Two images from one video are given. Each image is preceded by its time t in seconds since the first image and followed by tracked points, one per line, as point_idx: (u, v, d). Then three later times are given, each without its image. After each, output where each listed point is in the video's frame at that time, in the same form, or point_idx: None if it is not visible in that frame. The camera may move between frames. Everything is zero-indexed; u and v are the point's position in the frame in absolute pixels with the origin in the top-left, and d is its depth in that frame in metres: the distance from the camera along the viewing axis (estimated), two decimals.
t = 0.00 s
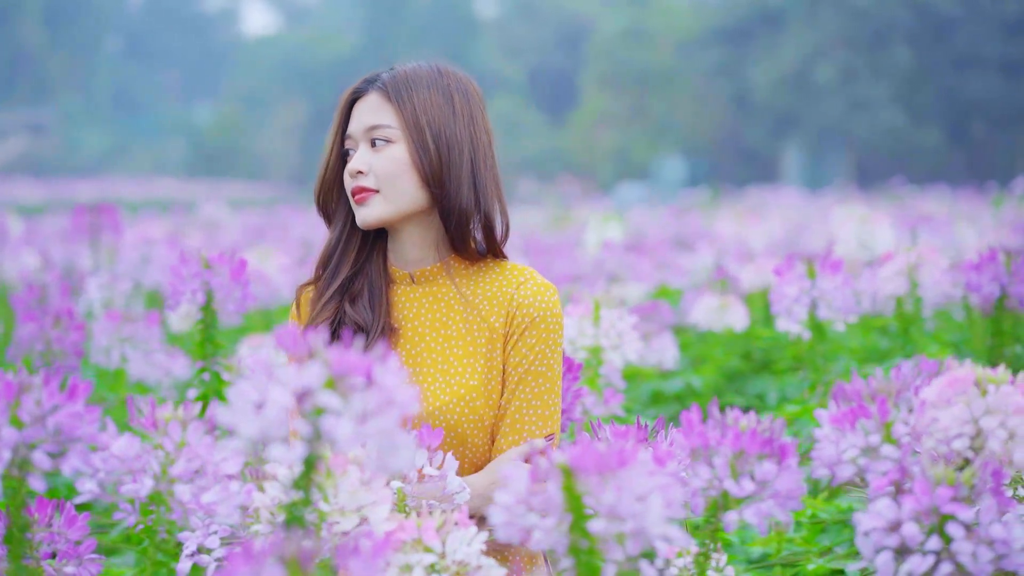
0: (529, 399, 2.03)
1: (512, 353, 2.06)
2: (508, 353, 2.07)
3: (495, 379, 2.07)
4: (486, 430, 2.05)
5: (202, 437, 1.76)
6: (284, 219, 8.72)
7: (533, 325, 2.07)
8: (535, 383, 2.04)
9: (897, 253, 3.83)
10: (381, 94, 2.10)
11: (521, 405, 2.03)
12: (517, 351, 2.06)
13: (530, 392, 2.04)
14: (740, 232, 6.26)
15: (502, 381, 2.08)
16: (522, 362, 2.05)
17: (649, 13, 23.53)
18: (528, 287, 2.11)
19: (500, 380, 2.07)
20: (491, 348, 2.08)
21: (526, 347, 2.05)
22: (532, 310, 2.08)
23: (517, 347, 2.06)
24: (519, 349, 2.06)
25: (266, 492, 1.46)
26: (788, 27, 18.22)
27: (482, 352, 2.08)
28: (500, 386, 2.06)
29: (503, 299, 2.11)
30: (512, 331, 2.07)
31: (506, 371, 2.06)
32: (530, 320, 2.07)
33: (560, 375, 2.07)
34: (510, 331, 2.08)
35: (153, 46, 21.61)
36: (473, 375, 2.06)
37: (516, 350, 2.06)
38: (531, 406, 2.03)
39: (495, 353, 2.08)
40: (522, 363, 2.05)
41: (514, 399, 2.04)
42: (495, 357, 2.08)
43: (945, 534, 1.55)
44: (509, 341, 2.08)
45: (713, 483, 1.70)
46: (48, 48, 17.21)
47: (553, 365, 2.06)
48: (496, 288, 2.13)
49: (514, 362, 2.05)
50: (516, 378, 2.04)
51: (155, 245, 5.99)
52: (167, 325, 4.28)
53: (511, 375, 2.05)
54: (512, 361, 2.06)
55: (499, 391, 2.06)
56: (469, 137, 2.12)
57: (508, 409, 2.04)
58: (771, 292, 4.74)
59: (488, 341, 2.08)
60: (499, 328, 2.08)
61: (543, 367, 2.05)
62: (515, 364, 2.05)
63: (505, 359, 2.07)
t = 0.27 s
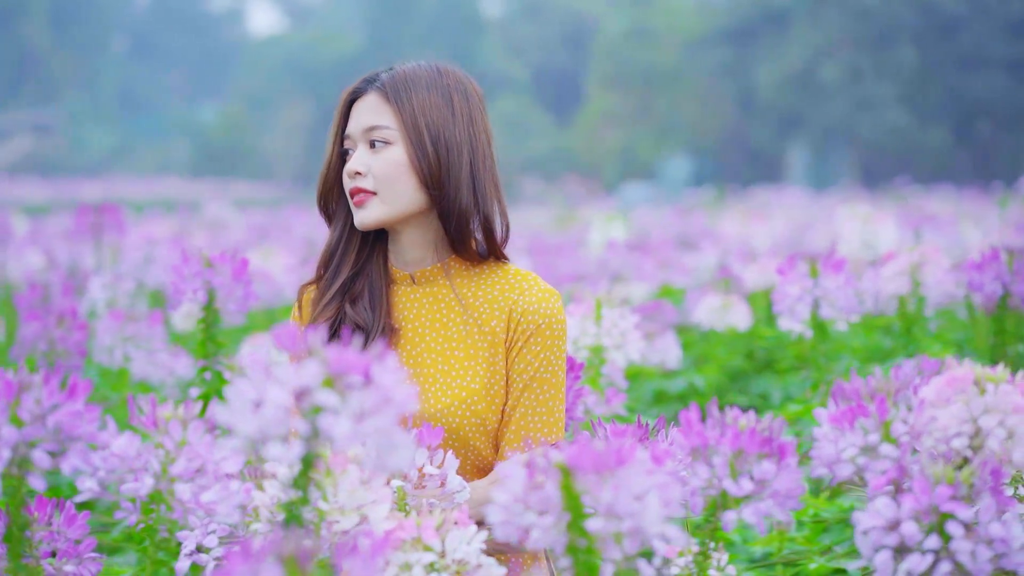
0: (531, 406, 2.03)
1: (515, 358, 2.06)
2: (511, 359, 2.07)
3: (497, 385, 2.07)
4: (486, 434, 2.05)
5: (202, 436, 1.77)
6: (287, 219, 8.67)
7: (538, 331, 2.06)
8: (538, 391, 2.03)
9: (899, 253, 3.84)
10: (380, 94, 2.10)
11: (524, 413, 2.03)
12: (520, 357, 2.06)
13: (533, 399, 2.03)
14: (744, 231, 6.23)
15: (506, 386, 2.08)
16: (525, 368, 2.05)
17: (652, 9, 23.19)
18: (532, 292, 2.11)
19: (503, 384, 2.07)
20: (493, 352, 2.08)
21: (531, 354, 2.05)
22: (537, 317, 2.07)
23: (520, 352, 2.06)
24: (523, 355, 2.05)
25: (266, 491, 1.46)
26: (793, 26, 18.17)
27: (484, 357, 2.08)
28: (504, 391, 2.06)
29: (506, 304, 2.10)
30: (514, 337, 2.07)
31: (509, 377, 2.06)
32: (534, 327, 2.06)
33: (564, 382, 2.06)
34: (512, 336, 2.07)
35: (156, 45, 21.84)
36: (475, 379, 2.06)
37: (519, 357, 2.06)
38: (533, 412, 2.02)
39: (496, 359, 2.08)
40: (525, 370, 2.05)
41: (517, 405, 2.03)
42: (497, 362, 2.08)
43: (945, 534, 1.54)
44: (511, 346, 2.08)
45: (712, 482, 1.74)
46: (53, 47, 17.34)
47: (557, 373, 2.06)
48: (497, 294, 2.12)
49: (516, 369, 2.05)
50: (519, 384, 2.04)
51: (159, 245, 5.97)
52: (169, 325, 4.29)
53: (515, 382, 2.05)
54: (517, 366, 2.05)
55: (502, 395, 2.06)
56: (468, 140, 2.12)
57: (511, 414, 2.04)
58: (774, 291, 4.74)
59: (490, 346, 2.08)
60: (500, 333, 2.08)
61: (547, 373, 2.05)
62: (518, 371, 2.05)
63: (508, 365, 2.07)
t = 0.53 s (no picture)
0: (537, 405, 2.02)
1: (520, 358, 2.06)
2: (516, 358, 2.06)
3: (503, 383, 2.06)
4: (491, 434, 2.05)
5: (203, 436, 1.78)
6: (293, 219, 8.68)
7: (544, 331, 2.06)
8: (544, 390, 2.03)
9: (904, 253, 3.84)
10: (385, 93, 2.10)
11: (529, 412, 2.02)
12: (526, 357, 2.05)
13: (539, 398, 2.03)
14: (750, 231, 6.24)
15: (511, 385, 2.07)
16: (531, 367, 2.04)
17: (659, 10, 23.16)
18: (538, 292, 2.10)
19: (509, 383, 2.07)
20: (498, 351, 2.08)
21: (535, 354, 2.04)
22: (543, 317, 2.06)
23: (526, 352, 2.05)
24: (528, 355, 2.05)
25: (267, 490, 1.46)
26: (799, 26, 18.14)
27: (489, 357, 2.07)
28: (509, 390, 2.05)
29: (512, 303, 2.10)
30: (520, 336, 2.07)
31: (514, 376, 2.06)
32: (540, 327, 2.06)
33: (570, 382, 2.05)
34: (517, 335, 2.07)
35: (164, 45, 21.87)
36: (479, 378, 2.05)
37: (524, 356, 2.05)
38: (538, 411, 2.02)
39: (501, 358, 2.08)
40: (530, 369, 2.04)
41: (522, 404, 2.03)
42: (502, 361, 2.07)
43: (946, 534, 1.55)
44: (517, 346, 2.07)
45: (713, 483, 1.74)
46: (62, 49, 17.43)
47: (562, 373, 2.05)
48: (503, 292, 2.12)
49: (522, 369, 2.05)
50: (525, 383, 2.04)
51: (164, 245, 5.99)
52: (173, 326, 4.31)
53: (520, 382, 2.05)
54: (522, 366, 2.05)
55: (507, 394, 2.06)
56: (474, 139, 2.12)
57: (516, 414, 2.04)
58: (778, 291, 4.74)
59: (495, 345, 2.08)
60: (506, 332, 2.08)
61: (552, 372, 2.04)
62: (524, 370, 2.05)
63: (513, 364, 2.07)
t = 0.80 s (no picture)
0: (542, 401, 2.02)
1: (526, 354, 2.06)
2: (522, 355, 2.06)
3: (509, 379, 2.06)
4: (496, 429, 2.05)
5: (201, 435, 1.78)
6: (297, 218, 8.66)
7: (551, 327, 2.06)
8: (550, 386, 2.03)
9: (908, 252, 3.83)
10: (394, 88, 2.10)
11: (535, 408, 2.02)
12: (532, 353, 2.06)
13: (545, 396, 2.03)
14: (754, 230, 6.24)
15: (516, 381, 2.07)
16: (536, 364, 2.04)
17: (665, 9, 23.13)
18: (544, 289, 2.10)
19: (514, 380, 2.07)
20: (504, 348, 2.08)
21: (542, 351, 2.05)
22: (549, 314, 2.07)
23: (532, 348, 2.06)
24: (534, 351, 2.05)
25: (266, 489, 1.45)
26: (805, 25, 18.11)
27: (494, 353, 2.08)
28: (514, 386, 2.06)
29: (518, 300, 2.10)
30: (526, 332, 2.07)
31: (521, 373, 2.06)
32: (547, 324, 2.06)
33: (576, 380, 2.05)
34: (524, 331, 2.07)
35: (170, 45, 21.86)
36: (485, 374, 2.06)
37: (530, 353, 2.06)
38: (544, 407, 2.02)
39: (507, 354, 2.08)
40: (537, 366, 2.05)
41: (528, 400, 2.03)
42: (507, 356, 2.08)
43: (947, 533, 1.54)
44: (523, 341, 2.07)
45: (713, 481, 1.74)
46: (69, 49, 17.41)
47: (568, 370, 2.05)
48: (509, 290, 2.12)
49: (528, 365, 2.05)
50: (531, 379, 2.04)
51: (167, 243, 5.98)
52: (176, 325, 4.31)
53: (526, 379, 2.05)
54: (529, 363, 2.05)
55: (513, 390, 2.06)
56: (482, 136, 2.12)
57: (522, 410, 2.03)
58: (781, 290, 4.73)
59: (501, 341, 2.08)
60: (512, 329, 2.08)
61: (558, 369, 2.05)
62: (530, 367, 2.05)
63: (518, 361, 2.07)
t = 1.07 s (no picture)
0: (548, 397, 2.02)
1: (533, 351, 2.06)
2: (529, 351, 2.06)
3: (515, 375, 2.06)
4: (502, 425, 2.05)
5: (201, 434, 1.79)
6: (302, 218, 8.66)
7: (557, 324, 2.06)
8: (556, 382, 2.03)
9: (913, 252, 3.82)
10: (402, 85, 2.09)
11: (541, 404, 2.02)
12: (539, 349, 2.06)
13: (551, 392, 2.03)
14: (759, 230, 6.23)
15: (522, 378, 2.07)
16: (543, 360, 2.04)
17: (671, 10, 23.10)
18: (551, 286, 2.11)
19: (520, 376, 2.07)
20: (509, 344, 2.08)
21: (548, 348, 2.05)
22: (555, 311, 2.07)
23: (538, 344, 2.06)
24: (540, 348, 2.06)
25: (265, 489, 1.45)
26: (811, 24, 18.07)
27: (501, 349, 2.08)
28: (520, 382, 2.05)
29: (525, 297, 2.10)
30: (533, 329, 2.07)
31: (527, 368, 2.06)
32: (553, 320, 2.06)
33: (581, 377, 2.05)
34: (530, 328, 2.07)
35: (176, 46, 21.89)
36: (490, 369, 2.06)
37: (536, 349, 2.06)
38: (550, 404, 2.02)
39: (514, 350, 2.08)
40: (543, 362, 2.05)
41: (533, 396, 2.03)
42: (513, 353, 2.08)
43: (947, 532, 1.54)
44: (529, 337, 2.08)
45: (714, 481, 1.74)
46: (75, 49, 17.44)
47: (574, 367, 2.05)
48: (515, 287, 2.12)
49: (534, 361, 2.05)
50: (536, 376, 2.04)
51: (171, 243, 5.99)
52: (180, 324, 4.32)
53: (532, 375, 2.05)
54: (535, 359, 2.05)
55: (519, 386, 2.06)
56: (489, 134, 2.12)
57: (527, 407, 2.03)
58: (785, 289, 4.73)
59: (507, 338, 2.08)
60: (517, 326, 2.08)
61: (564, 366, 2.04)
62: (537, 363, 2.05)
63: (524, 357, 2.07)
